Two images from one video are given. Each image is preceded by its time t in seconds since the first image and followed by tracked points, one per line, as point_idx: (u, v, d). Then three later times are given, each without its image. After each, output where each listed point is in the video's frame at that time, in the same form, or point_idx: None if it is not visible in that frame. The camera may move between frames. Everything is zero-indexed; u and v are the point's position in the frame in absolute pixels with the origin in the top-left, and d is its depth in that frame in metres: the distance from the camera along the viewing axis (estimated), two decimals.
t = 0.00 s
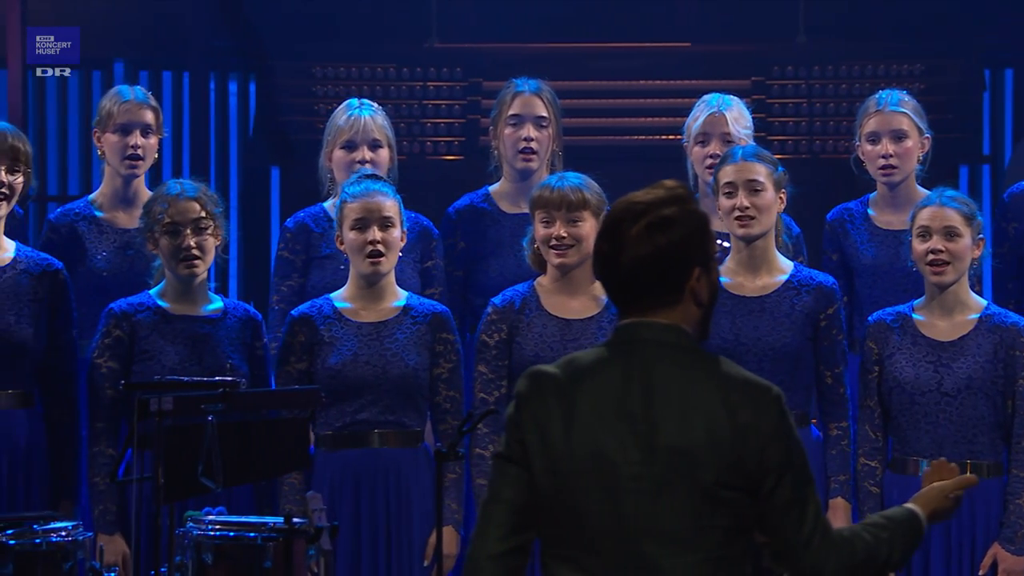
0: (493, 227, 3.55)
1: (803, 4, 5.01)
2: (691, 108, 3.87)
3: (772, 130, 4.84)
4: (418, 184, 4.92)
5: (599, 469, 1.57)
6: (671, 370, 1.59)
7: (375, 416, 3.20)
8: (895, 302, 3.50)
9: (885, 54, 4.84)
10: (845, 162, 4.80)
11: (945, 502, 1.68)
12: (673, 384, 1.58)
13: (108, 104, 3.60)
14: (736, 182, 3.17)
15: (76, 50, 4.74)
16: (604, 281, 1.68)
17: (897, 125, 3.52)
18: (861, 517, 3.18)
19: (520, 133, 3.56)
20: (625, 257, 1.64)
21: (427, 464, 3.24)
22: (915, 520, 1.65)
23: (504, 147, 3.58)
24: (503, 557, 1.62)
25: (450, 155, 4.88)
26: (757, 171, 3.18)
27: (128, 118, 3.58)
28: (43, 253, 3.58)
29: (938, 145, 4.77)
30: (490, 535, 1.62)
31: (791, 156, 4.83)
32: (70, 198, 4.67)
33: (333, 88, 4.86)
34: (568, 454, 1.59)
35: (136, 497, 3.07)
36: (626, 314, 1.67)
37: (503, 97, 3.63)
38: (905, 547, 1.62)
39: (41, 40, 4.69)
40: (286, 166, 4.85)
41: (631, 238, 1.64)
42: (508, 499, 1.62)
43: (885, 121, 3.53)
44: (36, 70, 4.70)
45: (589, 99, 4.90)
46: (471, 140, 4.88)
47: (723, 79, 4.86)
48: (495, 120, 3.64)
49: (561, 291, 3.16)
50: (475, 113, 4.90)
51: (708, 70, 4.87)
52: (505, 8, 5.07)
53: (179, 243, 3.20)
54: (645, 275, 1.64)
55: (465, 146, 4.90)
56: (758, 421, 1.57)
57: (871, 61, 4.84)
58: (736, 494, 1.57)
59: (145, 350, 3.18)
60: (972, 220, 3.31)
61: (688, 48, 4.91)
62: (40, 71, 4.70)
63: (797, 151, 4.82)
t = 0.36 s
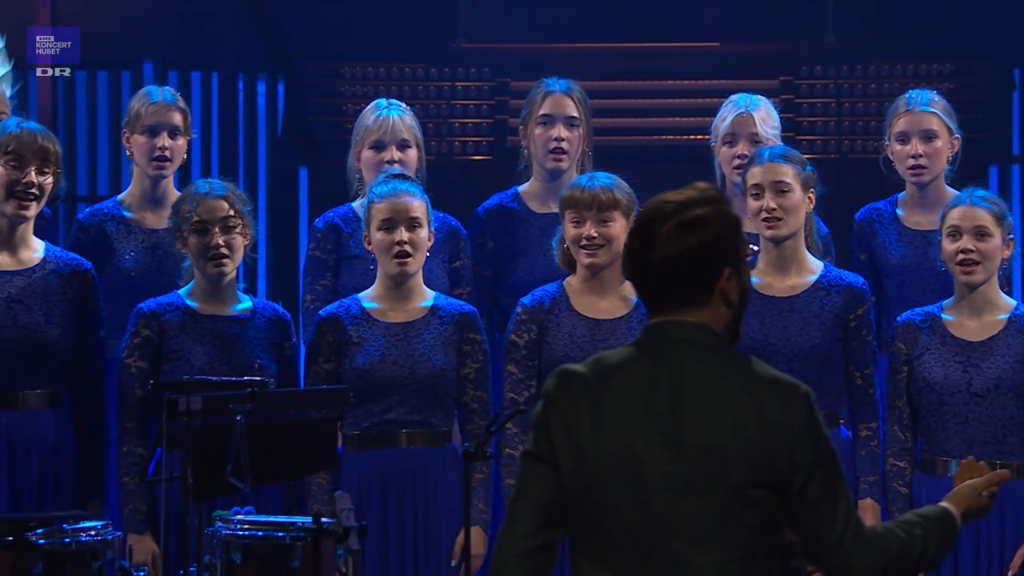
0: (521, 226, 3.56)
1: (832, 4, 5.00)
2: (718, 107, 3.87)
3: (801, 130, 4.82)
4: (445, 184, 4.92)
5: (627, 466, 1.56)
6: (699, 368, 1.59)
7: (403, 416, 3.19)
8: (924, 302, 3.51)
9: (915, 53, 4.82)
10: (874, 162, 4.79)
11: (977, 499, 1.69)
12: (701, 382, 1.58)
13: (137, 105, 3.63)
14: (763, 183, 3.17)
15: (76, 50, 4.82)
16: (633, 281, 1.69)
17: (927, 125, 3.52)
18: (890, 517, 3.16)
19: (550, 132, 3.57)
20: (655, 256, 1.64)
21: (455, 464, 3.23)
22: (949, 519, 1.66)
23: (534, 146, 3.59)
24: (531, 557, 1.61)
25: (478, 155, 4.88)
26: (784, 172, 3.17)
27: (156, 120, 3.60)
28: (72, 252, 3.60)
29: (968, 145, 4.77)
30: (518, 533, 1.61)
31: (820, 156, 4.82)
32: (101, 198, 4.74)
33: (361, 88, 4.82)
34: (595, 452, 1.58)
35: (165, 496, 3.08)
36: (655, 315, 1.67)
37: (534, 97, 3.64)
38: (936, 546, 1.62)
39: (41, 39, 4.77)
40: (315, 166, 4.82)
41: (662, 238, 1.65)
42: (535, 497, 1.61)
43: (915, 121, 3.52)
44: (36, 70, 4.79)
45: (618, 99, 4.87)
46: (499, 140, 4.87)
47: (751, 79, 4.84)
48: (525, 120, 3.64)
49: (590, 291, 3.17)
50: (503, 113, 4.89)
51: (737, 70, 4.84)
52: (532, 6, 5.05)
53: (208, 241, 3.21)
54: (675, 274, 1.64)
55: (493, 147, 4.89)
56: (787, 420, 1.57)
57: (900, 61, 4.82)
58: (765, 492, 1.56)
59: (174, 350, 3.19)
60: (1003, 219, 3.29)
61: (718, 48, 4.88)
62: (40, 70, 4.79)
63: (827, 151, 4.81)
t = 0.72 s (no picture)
0: (550, 227, 3.57)
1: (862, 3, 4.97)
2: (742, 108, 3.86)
3: (830, 129, 4.81)
4: (474, 184, 4.91)
5: (656, 464, 1.56)
6: (727, 366, 1.59)
7: (431, 416, 3.19)
8: (954, 303, 3.52)
9: (946, 52, 4.81)
10: (904, 162, 4.79)
11: (1011, 486, 1.69)
12: (728, 380, 1.58)
13: (166, 105, 3.63)
14: (793, 185, 3.17)
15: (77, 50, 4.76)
16: (662, 280, 1.69)
17: (956, 125, 3.51)
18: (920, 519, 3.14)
19: (578, 133, 3.58)
20: (683, 257, 1.65)
21: (483, 464, 3.22)
22: (982, 508, 1.66)
23: (562, 147, 3.60)
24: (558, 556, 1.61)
25: (507, 155, 4.88)
26: (814, 174, 3.17)
27: (186, 120, 3.61)
28: (101, 252, 3.61)
29: (998, 145, 4.76)
30: (545, 531, 1.61)
31: (849, 156, 4.81)
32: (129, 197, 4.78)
33: (390, 88, 4.87)
34: (624, 450, 1.58)
35: (194, 496, 3.09)
36: (683, 314, 1.67)
37: (562, 98, 3.64)
38: (970, 536, 1.62)
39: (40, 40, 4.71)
40: (344, 166, 4.85)
41: (690, 238, 1.65)
42: (562, 496, 1.61)
43: (944, 121, 3.52)
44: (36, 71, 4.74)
45: (645, 99, 4.88)
46: (528, 140, 4.88)
47: (781, 79, 4.85)
48: (554, 121, 3.65)
49: (619, 291, 3.18)
50: (531, 113, 4.90)
51: (766, 70, 4.85)
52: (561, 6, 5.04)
53: (236, 240, 3.21)
54: (704, 275, 1.64)
55: (521, 147, 4.90)
56: (815, 415, 1.56)
57: (929, 60, 4.82)
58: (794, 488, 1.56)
59: (203, 350, 3.19)
60: None
61: (746, 48, 4.89)
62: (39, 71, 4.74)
63: (856, 150, 4.81)
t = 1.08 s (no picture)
0: (578, 228, 3.59)
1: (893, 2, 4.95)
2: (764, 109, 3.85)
3: (859, 129, 4.81)
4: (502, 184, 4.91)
5: (686, 464, 1.56)
6: (757, 364, 1.59)
7: (460, 416, 3.19)
8: (984, 303, 3.53)
9: (976, 52, 4.81)
10: (933, 162, 4.80)
11: None
12: (758, 379, 1.58)
13: (196, 105, 3.65)
14: (825, 187, 3.17)
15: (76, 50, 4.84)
16: (692, 279, 1.69)
17: (986, 125, 3.50)
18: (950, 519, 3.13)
19: (607, 135, 3.59)
20: (714, 256, 1.65)
21: (512, 464, 3.22)
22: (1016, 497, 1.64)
23: (591, 149, 3.61)
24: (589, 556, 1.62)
25: (534, 155, 4.89)
26: (846, 176, 3.17)
27: (215, 120, 3.62)
28: (131, 252, 3.63)
29: None
30: (574, 531, 1.61)
31: (879, 155, 4.81)
32: (159, 197, 4.77)
33: (418, 88, 4.87)
34: (654, 450, 1.58)
35: (223, 495, 3.09)
36: (713, 314, 1.67)
37: (590, 99, 3.65)
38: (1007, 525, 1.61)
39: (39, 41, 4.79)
40: (372, 165, 4.85)
41: (721, 238, 1.65)
42: (592, 495, 1.62)
43: (973, 121, 3.51)
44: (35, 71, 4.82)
45: (673, 99, 4.88)
46: (556, 140, 4.88)
47: (810, 78, 4.84)
48: (581, 122, 3.66)
49: (648, 291, 3.18)
50: (559, 113, 4.89)
51: (796, 69, 4.84)
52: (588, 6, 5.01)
53: (265, 240, 3.22)
54: (735, 274, 1.64)
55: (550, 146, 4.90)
56: (846, 413, 1.56)
57: (961, 59, 4.80)
58: (826, 485, 1.56)
59: (232, 350, 3.20)
60: None
61: (775, 48, 4.87)
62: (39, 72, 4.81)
63: (885, 150, 4.81)
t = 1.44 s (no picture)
0: (607, 228, 3.60)
1: None
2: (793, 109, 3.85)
3: (887, 129, 4.78)
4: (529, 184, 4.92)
5: (716, 463, 1.56)
6: (786, 363, 1.59)
7: (489, 416, 3.19)
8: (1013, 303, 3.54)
9: (1006, 51, 4.79)
10: (961, 161, 4.79)
11: None
12: (787, 378, 1.58)
13: (225, 105, 3.65)
14: (854, 186, 3.18)
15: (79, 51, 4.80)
16: (721, 278, 1.69)
17: (1015, 125, 3.50)
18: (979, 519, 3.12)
19: (636, 135, 3.58)
20: (743, 256, 1.65)
21: (540, 464, 3.22)
22: None
23: (620, 149, 3.61)
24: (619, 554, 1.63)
25: (562, 155, 4.86)
26: (875, 175, 3.17)
27: (245, 119, 3.62)
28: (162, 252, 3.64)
29: None
30: (604, 530, 1.63)
31: (907, 155, 4.80)
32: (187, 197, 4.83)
33: (446, 88, 4.82)
34: (683, 450, 1.58)
35: (252, 496, 3.09)
36: (743, 312, 1.67)
37: (619, 99, 3.64)
38: None
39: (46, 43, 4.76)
40: (398, 166, 4.83)
41: (750, 238, 1.65)
42: (621, 494, 1.63)
43: (1002, 121, 3.51)
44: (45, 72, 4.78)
45: (700, 99, 4.85)
46: (584, 140, 4.85)
47: (839, 78, 4.82)
48: (610, 122, 3.65)
49: (675, 291, 3.17)
50: (587, 113, 4.87)
51: (824, 69, 4.81)
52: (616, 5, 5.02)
53: (293, 240, 3.22)
54: (765, 274, 1.64)
55: (578, 146, 4.87)
56: (877, 410, 1.56)
57: (989, 59, 4.79)
58: (858, 480, 1.56)
59: (260, 350, 3.20)
60: None
61: (805, 47, 4.85)
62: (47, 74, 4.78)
63: (914, 149, 4.79)
